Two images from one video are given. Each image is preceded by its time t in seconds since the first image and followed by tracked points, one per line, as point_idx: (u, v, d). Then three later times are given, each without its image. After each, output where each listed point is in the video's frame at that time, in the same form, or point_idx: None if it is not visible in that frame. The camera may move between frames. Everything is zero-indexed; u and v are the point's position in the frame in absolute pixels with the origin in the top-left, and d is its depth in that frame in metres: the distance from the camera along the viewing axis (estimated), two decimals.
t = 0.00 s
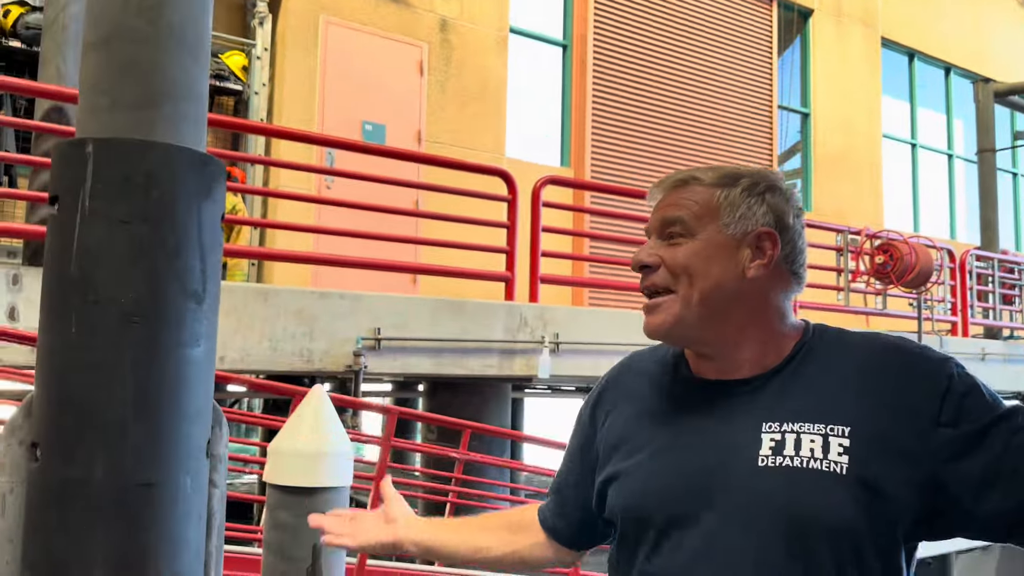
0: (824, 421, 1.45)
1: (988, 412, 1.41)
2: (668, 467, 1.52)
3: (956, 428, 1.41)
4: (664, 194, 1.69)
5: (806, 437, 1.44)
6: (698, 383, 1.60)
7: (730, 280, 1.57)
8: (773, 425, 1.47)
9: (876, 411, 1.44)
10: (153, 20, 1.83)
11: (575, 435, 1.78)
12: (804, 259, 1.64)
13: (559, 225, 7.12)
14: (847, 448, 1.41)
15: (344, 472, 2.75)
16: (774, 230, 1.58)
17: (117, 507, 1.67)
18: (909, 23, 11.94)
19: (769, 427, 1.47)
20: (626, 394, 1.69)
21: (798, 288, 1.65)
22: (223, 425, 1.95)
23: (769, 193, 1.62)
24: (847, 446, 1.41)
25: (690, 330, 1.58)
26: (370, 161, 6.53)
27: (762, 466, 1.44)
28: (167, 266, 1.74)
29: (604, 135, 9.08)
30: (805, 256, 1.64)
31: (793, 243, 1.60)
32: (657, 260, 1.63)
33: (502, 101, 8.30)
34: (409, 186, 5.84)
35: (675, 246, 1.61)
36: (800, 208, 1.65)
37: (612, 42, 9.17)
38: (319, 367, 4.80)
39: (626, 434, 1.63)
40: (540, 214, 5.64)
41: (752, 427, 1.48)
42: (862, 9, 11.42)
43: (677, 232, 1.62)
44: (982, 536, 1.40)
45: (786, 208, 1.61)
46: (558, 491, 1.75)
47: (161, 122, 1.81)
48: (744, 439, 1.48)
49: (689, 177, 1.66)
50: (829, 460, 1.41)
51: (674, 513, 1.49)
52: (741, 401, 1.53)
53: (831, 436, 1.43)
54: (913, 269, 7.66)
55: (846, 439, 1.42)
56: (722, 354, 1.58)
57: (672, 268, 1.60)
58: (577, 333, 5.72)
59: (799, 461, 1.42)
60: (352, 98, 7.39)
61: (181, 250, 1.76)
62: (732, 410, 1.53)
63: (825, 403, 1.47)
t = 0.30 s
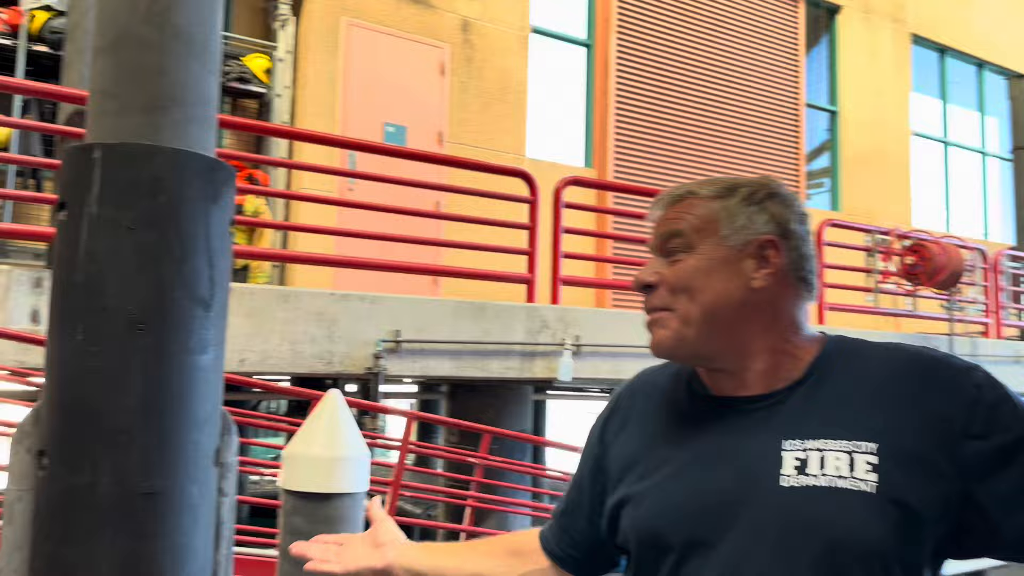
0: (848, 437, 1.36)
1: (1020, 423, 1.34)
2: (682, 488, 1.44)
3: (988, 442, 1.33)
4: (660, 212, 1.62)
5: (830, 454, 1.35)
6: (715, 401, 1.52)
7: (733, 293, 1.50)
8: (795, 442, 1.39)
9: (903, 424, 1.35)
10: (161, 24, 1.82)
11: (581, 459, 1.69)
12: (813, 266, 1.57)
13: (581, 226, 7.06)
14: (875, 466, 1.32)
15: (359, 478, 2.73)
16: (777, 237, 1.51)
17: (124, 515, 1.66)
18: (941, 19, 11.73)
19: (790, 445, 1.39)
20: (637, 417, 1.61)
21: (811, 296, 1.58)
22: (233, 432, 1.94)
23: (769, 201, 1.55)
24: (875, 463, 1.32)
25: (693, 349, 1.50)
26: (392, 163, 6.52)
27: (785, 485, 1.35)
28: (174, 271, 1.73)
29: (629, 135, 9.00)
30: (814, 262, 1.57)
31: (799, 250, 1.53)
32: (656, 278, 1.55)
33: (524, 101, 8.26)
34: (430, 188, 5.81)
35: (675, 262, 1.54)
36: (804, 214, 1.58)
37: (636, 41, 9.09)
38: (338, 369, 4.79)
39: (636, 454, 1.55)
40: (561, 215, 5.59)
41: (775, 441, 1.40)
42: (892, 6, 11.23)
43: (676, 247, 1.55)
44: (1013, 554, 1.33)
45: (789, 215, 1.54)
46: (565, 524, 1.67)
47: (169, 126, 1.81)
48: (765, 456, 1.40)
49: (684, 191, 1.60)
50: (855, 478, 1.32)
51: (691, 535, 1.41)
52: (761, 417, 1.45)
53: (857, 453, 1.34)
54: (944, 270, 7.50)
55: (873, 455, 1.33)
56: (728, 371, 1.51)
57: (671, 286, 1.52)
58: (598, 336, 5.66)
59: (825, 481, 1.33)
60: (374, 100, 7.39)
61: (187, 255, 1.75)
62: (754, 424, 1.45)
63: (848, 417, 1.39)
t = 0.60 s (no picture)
0: (911, 457, 1.27)
1: None
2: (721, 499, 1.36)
3: None
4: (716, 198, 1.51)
5: (891, 475, 1.26)
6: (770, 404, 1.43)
7: (796, 293, 1.39)
8: (851, 458, 1.30)
9: (973, 446, 1.26)
10: (189, 28, 1.83)
11: (610, 450, 1.62)
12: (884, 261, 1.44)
13: (631, 230, 6.99)
14: (939, 491, 1.22)
15: (396, 482, 2.72)
16: (846, 232, 1.38)
17: (146, 517, 1.66)
18: (1011, 13, 11.30)
19: (846, 461, 1.30)
20: (676, 409, 1.55)
21: (881, 295, 1.46)
22: (261, 433, 1.93)
23: (839, 190, 1.42)
24: (940, 488, 1.23)
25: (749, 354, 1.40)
26: (440, 168, 6.54)
27: (838, 506, 1.26)
28: (200, 274, 1.73)
29: (681, 136, 8.88)
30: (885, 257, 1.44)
31: (870, 245, 1.40)
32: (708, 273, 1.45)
33: (573, 104, 8.19)
34: (477, 192, 5.80)
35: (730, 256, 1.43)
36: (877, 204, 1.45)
37: (688, 41, 8.97)
38: (384, 373, 4.81)
39: (669, 458, 1.48)
40: (608, 218, 5.52)
41: (827, 456, 1.31)
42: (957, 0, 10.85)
43: (733, 241, 1.44)
44: None
45: (859, 205, 1.41)
46: (588, 501, 1.60)
47: (199, 129, 1.81)
48: (816, 472, 1.31)
49: (741, 175, 1.48)
50: (916, 503, 1.22)
51: (726, 552, 1.33)
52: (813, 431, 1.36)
53: (920, 475, 1.24)
54: (1012, 274, 7.19)
55: (938, 479, 1.24)
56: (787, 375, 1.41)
57: (725, 284, 1.42)
58: (645, 341, 5.58)
59: (881, 503, 1.24)
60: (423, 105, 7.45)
61: (214, 258, 1.75)
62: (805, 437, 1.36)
63: (914, 434, 1.29)
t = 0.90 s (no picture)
0: (924, 485, 1.17)
1: None
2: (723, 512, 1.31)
3: None
4: (732, 184, 1.41)
5: (899, 505, 1.17)
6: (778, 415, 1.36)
7: (821, 300, 1.32)
8: (857, 482, 1.21)
9: (996, 475, 1.15)
10: (202, 27, 1.83)
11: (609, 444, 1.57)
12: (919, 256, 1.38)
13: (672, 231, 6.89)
14: (951, 526, 1.12)
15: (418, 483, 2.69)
16: (879, 232, 1.31)
17: (152, 516, 1.67)
18: None
19: (851, 485, 1.22)
20: (683, 411, 1.50)
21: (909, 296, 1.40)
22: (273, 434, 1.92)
23: (872, 180, 1.33)
24: (953, 523, 1.13)
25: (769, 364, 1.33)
26: (478, 169, 6.54)
27: (834, 537, 1.19)
28: (209, 274, 1.73)
29: (727, 135, 8.76)
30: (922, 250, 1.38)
31: (904, 245, 1.33)
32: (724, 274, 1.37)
33: (617, 104, 8.10)
34: (514, 193, 5.76)
35: (750, 255, 1.35)
36: (911, 194, 1.36)
37: (734, 39, 8.84)
38: (418, 374, 4.81)
39: (673, 465, 1.43)
40: (646, 219, 5.45)
41: (832, 480, 1.24)
42: None
43: (751, 239, 1.35)
44: None
45: (892, 200, 1.33)
46: (581, 493, 1.54)
47: (209, 129, 1.82)
48: (818, 496, 1.24)
49: (761, 159, 1.38)
50: (924, 539, 1.13)
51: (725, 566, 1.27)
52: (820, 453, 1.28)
53: (932, 507, 1.15)
54: None
55: (952, 512, 1.14)
56: (809, 385, 1.34)
57: (743, 290, 1.34)
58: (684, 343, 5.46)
59: (882, 538, 1.15)
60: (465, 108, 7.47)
61: (223, 258, 1.75)
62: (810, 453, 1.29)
63: (932, 458, 1.19)
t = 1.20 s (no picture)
0: (936, 507, 1.12)
1: None
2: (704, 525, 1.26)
3: None
4: (764, 155, 1.37)
5: (910, 527, 1.12)
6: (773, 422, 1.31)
7: (855, 289, 1.28)
8: (862, 502, 1.16)
9: (1011, 497, 1.11)
10: (189, 27, 1.83)
11: (577, 443, 1.50)
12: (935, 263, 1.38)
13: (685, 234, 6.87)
14: (965, 553, 1.08)
15: (417, 487, 2.59)
16: (915, 227, 1.31)
17: (135, 517, 1.65)
18: None
19: (856, 505, 1.16)
20: (659, 416, 1.45)
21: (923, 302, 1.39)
22: (261, 436, 1.90)
23: (911, 166, 1.33)
24: (968, 549, 1.08)
25: (798, 351, 1.28)
26: (490, 173, 6.55)
27: (841, 563, 1.12)
28: (193, 274, 1.71)
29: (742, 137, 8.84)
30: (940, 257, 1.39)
31: (934, 241, 1.34)
32: (753, 251, 1.32)
33: (630, 107, 8.19)
34: (526, 197, 5.69)
35: (783, 232, 1.30)
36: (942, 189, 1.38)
37: (749, 41, 9.01)
38: (426, 377, 4.94)
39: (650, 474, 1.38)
40: (657, 222, 5.41)
41: (835, 499, 1.18)
42: None
43: (788, 214, 1.31)
44: None
45: (927, 192, 1.33)
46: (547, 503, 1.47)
47: (195, 127, 1.80)
48: (819, 517, 1.18)
49: (797, 130, 1.35)
50: (938, 568, 1.07)
51: None
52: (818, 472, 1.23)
53: (945, 531, 1.10)
54: None
55: (967, 537, 1.09)
56: (823, 388, 1.29)
57: (777, 267, 1.28)
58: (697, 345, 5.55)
59: (893, 566, 1.09)
60: (479, 110, 7.63)
61: (208, 258, 1.73)
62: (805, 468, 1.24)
63: (943, 480, 1.15)
